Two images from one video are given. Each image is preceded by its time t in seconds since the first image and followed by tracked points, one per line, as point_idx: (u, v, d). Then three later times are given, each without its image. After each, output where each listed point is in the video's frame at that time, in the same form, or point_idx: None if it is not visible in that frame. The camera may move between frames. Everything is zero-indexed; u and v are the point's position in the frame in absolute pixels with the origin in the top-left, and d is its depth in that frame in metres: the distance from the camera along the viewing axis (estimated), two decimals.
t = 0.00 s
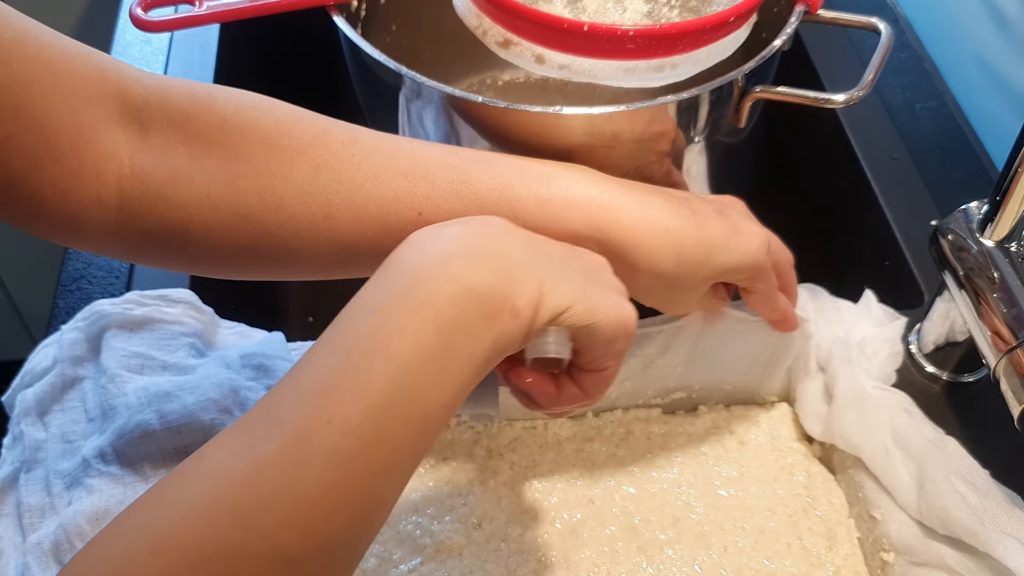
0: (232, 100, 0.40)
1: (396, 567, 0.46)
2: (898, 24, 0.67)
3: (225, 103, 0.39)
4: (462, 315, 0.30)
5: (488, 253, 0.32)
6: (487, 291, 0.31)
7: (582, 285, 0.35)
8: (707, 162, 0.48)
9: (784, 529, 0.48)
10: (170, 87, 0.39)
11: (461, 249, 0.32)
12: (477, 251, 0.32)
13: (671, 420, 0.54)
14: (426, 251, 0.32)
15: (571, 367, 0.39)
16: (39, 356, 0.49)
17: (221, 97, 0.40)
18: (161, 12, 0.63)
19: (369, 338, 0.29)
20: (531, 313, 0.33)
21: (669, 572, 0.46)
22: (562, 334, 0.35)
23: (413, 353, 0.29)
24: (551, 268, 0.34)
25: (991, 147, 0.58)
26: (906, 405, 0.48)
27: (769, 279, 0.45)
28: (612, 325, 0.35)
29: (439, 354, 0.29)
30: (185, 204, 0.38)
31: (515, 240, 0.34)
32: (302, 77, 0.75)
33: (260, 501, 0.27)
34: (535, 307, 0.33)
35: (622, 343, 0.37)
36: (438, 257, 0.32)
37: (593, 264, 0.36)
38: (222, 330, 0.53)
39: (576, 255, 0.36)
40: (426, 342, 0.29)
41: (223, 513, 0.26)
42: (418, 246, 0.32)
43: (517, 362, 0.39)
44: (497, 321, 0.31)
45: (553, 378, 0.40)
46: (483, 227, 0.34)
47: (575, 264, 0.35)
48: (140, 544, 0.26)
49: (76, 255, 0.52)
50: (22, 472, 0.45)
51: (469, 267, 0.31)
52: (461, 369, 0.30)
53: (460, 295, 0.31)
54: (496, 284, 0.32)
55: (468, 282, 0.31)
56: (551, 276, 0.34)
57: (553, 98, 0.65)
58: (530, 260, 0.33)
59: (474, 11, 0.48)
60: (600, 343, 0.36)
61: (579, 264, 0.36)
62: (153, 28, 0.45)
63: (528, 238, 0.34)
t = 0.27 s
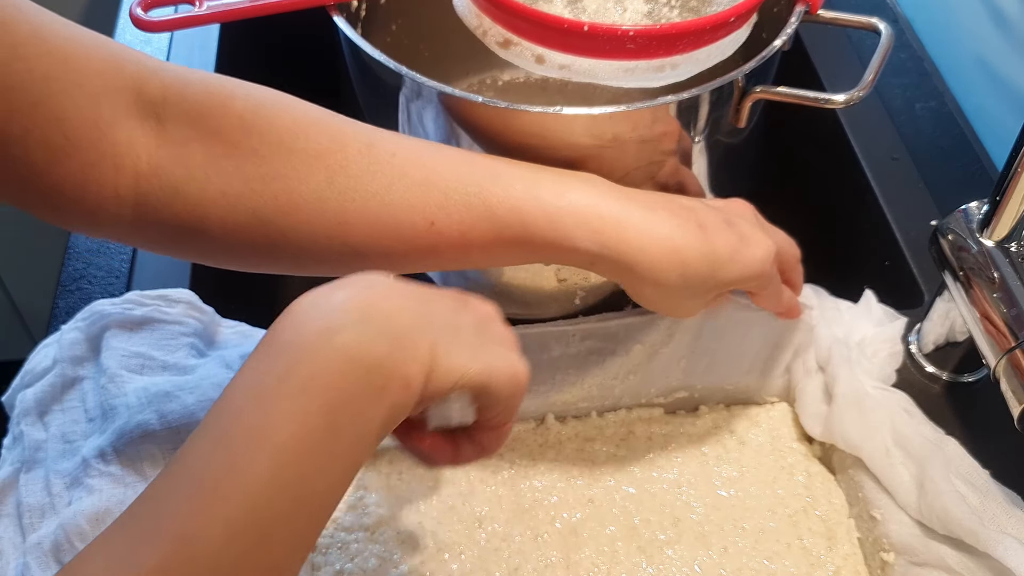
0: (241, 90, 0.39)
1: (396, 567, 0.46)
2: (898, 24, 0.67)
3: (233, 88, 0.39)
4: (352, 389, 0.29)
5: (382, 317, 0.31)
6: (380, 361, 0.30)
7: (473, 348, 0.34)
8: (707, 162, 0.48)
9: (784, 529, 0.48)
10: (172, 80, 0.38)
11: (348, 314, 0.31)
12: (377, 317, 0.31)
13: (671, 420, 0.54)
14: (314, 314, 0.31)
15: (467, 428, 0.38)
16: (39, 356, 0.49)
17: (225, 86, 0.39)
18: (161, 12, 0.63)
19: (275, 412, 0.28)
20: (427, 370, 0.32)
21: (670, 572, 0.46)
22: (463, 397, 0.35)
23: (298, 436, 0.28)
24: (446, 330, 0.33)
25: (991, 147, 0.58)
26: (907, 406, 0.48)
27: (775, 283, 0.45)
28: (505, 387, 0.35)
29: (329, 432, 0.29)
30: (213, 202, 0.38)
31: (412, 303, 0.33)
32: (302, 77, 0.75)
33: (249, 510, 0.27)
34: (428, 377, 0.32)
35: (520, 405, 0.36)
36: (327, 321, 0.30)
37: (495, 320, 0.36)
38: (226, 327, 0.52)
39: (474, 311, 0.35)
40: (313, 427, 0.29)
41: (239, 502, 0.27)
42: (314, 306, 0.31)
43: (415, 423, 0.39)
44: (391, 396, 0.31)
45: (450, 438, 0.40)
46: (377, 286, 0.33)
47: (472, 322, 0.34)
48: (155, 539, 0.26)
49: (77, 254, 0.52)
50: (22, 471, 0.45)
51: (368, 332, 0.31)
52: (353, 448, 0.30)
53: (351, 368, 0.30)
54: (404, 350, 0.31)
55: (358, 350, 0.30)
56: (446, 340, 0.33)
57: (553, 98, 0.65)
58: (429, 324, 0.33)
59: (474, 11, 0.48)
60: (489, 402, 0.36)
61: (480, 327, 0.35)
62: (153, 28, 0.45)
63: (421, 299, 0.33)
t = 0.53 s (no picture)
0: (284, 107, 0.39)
1: (397, 565, 0.46)
2: (897, 25, 0.67)
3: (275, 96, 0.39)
4: (337, 444, 0.28)
5: (381, 369, 0.30)
6: (369, 418, 0.29)
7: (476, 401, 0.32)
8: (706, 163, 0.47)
9: (782, 528, 0.49)
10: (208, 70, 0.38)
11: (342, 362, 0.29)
12: (375, 366, 0.30)
13: (671, 420, 0.54)
14: (313, 359, 0.30)
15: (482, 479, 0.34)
16: (40, 356, 0.49)
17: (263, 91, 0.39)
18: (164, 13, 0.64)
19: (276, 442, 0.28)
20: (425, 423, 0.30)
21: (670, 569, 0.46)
22: (472, 454, 0.32)
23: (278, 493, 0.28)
24: (454, 377, 0.31)
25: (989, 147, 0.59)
26: (904, 404, 0.48)
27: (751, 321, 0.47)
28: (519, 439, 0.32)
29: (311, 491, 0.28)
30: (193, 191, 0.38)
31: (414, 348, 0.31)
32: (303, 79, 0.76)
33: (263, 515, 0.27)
34: (427, 435, 0.30)
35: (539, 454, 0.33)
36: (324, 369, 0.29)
37: (506, 358, 0.34)
38: (227, 331, 0.52)
39: (489, 350, 0.33)
40: (293, 483, 0.28)
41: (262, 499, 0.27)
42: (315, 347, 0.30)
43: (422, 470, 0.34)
44: (385, 458, 0.29)
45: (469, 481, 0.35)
46: (382, 329, 0.31)
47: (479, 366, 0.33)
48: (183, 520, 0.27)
49: (79, 256, 0.52)
50: (24, 471, 0.45)
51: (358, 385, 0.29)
52: (345, 504, 0.29)
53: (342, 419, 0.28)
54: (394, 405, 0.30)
55: (354, 404, 0.29)
56: (449, 387, 0.31)
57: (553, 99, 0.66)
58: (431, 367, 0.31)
59: (474, 12, 0.48)
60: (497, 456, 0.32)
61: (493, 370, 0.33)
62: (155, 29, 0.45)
63: (424, 339, 0.32)
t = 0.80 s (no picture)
0: (213, 190, 0.40)
1: (397, 566, 0.46)
2: (897, 25, 0.67)
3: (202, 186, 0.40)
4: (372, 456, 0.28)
5: (424, 380, 0.30)
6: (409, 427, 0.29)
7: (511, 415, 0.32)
8: (706, 164, 0.47)
9: (782, 528, 0.48)
10: (126, 179, 0.40)
11: (384, 374, 0.29)
12: (417, 377, 0.30)
13: (670, 420, 0.54)
14: (353, 370, 0.29)
15: (510, 499, 0.35)
16: (40, 356, 0.49)
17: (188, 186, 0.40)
18: (164, 13, 0.64)
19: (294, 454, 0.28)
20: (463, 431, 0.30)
21: (671, 569, 0.46)
22: (506, 471, 0.32)
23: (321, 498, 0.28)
24: (492, 392, 0.31)
25: (988, 147, 0.59)
26: (904, 404, 0.48)
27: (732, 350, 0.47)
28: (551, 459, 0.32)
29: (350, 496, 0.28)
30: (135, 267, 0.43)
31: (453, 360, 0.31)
32: (302, 80, 0.75)
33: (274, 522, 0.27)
34: (465, 446, 0.30)
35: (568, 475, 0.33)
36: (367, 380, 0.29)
37: (539, 376, 0.34)
38: (225, 332, 0.52)
39: (522, 366, 0.33)
40: (336, 492, 0.28)
41: (270, 502, 0.27)
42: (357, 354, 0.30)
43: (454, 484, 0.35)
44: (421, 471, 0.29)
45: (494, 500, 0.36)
46: (422, 340, 0.31)
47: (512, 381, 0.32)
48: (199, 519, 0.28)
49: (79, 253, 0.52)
50: (23, 471, 0.45)
51: (401, 396, 0.29)
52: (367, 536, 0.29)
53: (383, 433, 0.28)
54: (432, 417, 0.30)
55: (394, 415, 0.29)
56: (484, 402, 0.31)
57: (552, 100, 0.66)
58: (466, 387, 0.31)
59: (474, 12, 0.48)
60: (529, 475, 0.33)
61: (526, 386, 0.33)
62: (155, 30, 0.45)
63: (459, 350, 0.32)
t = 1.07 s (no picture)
0: (160, 240, 0.43)
1: (397, 567, 0.46)
2: (897, 25, 0.67)
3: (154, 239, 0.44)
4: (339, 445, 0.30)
5: (385, 372, 0.31)
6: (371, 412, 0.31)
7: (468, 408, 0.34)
8: (707, 164, 0.47)
9: (782, 528, 0.48)
10: (69, 217, 0.43)
11: (345, 367, 0.31)
12: (378, 371, 0.31)
13: (671, 420, 0.54)
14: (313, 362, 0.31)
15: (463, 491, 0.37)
16: (40, 355, 0.49)
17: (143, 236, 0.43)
18: (163, 13, 0.64)
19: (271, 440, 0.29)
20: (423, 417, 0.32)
21: (670, 569, 0.46)
22: (458, 464, 0.35)
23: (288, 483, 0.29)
24: (450, 384, 0.33)
25: (987, 146, 0.59)
26: (905, 404, 0.48)
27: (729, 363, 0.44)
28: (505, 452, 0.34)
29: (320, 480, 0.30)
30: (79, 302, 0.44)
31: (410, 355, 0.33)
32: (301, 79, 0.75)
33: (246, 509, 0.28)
34: (423, 437, 0.32)
35: (522, 466, 0.36)
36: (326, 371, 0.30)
37: (495, 372, 0.36)
38: (224, 332, 0.52)
39: (480, 363, 0.36)
40: (297, 477, 0.29)
41: (238, 490, 0.29)
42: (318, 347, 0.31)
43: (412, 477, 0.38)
44: (384, 457, 0.31)
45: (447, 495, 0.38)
46: (382, 335, 0.33)
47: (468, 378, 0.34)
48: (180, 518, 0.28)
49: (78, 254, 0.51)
50: (22, 471, 0.45)
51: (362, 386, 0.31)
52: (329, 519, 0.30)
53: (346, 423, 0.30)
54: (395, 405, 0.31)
55: (355, 405, 0.30)
56: (443, 394, 0.33)
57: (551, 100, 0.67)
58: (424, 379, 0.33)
59: (474, 12, 0.48)
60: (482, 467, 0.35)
61: (483, 381, 0.35)
62: (155, 29, 0.45)
63: (418, 347, 0.34)
